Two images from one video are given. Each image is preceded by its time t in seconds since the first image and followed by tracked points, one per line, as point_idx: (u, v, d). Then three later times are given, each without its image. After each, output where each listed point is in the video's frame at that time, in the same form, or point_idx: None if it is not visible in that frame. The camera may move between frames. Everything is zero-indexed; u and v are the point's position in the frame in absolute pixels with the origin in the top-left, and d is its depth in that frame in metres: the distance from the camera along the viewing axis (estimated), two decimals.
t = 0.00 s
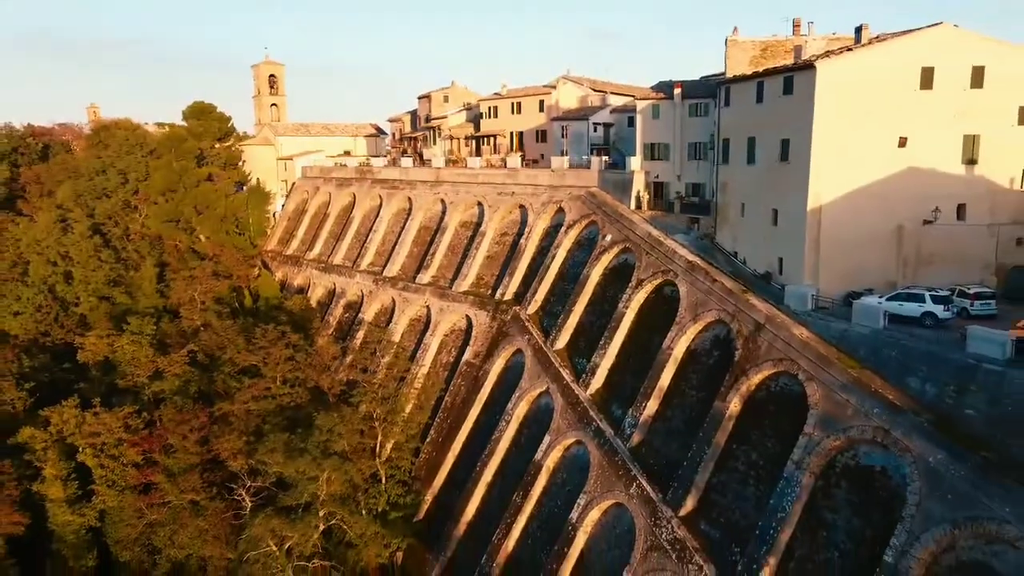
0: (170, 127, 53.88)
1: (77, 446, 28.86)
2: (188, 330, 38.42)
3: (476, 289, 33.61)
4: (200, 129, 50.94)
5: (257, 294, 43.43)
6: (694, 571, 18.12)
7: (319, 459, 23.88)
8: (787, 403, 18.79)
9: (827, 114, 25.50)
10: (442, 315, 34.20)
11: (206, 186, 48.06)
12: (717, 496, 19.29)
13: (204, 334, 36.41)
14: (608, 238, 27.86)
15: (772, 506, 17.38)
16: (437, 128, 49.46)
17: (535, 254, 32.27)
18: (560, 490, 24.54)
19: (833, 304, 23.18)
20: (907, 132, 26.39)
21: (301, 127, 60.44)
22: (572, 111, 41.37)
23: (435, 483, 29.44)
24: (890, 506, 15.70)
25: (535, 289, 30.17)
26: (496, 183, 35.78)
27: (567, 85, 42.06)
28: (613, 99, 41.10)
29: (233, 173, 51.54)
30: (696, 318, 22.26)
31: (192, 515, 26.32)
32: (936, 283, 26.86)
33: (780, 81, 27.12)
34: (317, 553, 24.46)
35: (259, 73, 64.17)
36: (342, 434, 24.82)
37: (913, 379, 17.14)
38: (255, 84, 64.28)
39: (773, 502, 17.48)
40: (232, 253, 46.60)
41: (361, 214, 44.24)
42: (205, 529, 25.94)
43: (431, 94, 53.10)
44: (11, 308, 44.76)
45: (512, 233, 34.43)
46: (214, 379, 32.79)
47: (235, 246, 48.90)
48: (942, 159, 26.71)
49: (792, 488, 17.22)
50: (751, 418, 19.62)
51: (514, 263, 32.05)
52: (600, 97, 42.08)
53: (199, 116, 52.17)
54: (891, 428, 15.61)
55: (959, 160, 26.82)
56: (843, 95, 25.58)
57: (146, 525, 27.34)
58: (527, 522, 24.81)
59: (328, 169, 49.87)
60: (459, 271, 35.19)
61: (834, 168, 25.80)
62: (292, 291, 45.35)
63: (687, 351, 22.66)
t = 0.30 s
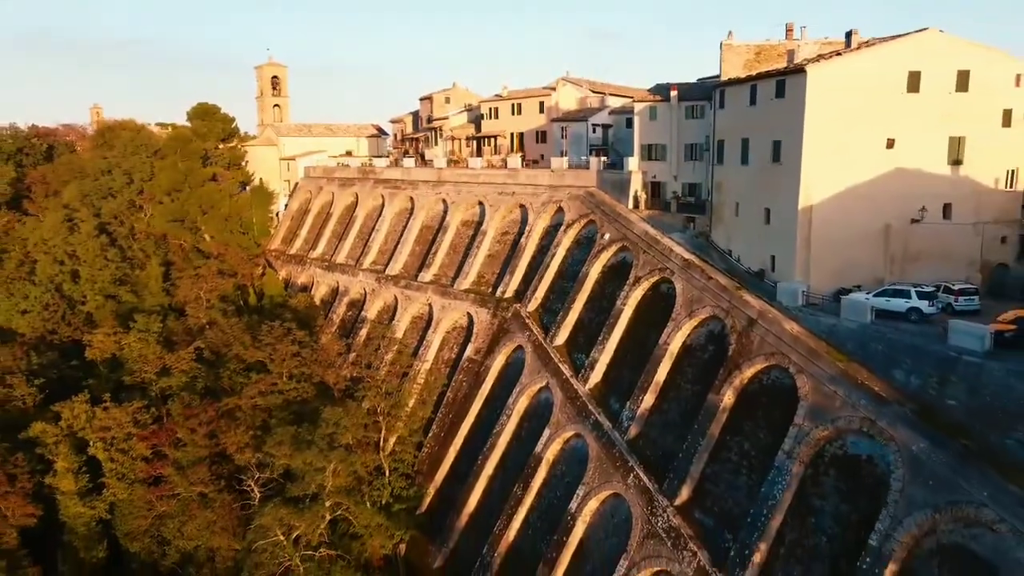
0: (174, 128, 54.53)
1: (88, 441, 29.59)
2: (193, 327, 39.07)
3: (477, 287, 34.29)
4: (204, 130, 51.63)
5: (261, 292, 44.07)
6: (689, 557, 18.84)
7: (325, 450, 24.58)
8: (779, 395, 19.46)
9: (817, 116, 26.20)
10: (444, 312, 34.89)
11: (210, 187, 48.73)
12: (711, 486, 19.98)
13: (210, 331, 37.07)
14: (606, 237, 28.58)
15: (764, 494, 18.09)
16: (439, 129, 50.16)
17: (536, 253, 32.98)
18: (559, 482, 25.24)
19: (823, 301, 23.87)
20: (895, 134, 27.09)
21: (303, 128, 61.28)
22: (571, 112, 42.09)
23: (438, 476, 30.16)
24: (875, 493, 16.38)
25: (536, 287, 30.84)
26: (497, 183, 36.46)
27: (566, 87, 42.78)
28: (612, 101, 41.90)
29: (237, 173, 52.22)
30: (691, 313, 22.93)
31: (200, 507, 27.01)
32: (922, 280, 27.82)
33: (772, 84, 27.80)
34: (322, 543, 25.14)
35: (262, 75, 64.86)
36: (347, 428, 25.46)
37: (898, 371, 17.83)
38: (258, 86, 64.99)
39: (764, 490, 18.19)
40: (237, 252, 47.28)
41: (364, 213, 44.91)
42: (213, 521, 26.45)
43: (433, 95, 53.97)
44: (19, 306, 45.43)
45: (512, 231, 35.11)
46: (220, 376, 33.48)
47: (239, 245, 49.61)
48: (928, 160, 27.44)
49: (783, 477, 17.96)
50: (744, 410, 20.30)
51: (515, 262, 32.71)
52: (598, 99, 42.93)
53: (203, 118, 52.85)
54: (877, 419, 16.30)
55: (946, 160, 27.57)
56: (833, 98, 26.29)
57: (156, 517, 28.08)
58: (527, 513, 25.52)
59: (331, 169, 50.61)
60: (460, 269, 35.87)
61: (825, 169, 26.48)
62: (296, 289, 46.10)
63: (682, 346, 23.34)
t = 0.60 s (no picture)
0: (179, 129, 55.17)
1: (97, 435, 30.24)
2: (199, 325, 39.69)
3: (478, 285, 34.94)
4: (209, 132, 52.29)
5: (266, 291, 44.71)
6: (683, 544, 19.37)
7: (332, 443, 25.28)
8: (771, 389, 20.15)
9: (809, 119, 26.86)
10: (446, 309, 35.53)
11: (215, 187, 49.36)
12: (706, 476, 20.65)
13: (216, 328, 37.73)
14: (604, 236, 29.25)
15: (755, 483, 18.76)
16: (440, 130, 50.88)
17: (536, 252, 33.64)
18: (559, 474, 25.92)
19: (814, 298, 24.58)
20: (884, 136, 27.80)
21: (306, 129, 62.03)
22: (570, 114, 42.82)
23: (441, 470, 30.83)
24: (862, 481, 17.06)
25: (536, 285, 31.50)
26: (498, 184, 37.13)
27: (565, 88, 43.48)
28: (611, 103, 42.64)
29: (240, 174, 52.88)
30: (687, 310, 23.60)
31: (208, 500, 27.71)
32: (909, 277, 28.65)
33: (765, 88, 28.51)
34: (328, 533, 25.96)
35: (265, 76, 65.55)
36: (353, 421, 26.03)
37: (885, 364, 18.51)
38: (261, 87, 65.68)
39: (756, 479, 18.85)
40: (241, 252, 48.00)
41: (367, 212, 45.57)
42: (221, 513, 27.10)
43: (435, 97, 54.72)
44: (26, 305, 46.00)
45: (513, 231, 35.79)
46: (226, 372, 34.14)
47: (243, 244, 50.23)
48: (916, 161, 28.18)
49: (774, 467, 18.61)
50: (737, 403, 20.99)
51: (516, 261, 33.37)
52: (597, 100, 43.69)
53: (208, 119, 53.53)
54: (863, 410, 16.95)
55: (933, 162, 28.35)
56: (824, 101, 26.98)
57: (165, 509, 28.81)
58: (527, 505, 26.19)
59: (334, 170, 51.33)
60: (462, 268, 36.52)
61: (816, 170, 27.17)
62: (300, 288, 46.84)
63: (678, 342, 24.04)
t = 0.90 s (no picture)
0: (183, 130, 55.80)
1: (107, 429, 30.87)
2: (205, 322, 40.40)
3: (479, 283, 35.59)
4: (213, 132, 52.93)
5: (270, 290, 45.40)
6: (678, 532, 19.98)
7: (338, 436, 25.99)
8: (763, 382, 20.84)
9: (800, 121, 27.54)
10: (448, 307, 36.18)
11: (219, 187, 50.00)
12: (701, 467, 21.36)
13: (221, 326, 38.40)
14: (603, 235, 29.93)
15: (748, 473, 19.44)
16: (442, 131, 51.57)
17: (536, 250, 34.33)
18: (559, 467, 26.60)
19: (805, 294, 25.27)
20: (873, 138, 28.44)
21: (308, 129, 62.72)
22: (570, 115, 43.51)
23: (443, 464, 31.51)
24: (849, 470, 17.75)
25: (536, 283, 32.20)
26: (498, 184, 37.80)
27: (565, 90, 44.17)
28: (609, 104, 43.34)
29: (244, 174, 53.54)
30: (683, 307, 24.27)
31: (216, 492, 28.39)
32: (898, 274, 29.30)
33: (758, 91, 29.20)
34: (333, 524, 26.73)
35: (267, 77, 66.21)
36: (357, 415, 26.73)
37: (872, 358, 19.20)
38: (263, 88, 66.37)
39: (748, 469, 19.53)
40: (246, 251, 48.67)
41: (370, 212, 46.22)
42: (228, 506, 27.88)
43: (436, 98, 55.42)
44: (33, 303, 46.64)
45: (513, 230, 36.47)
46: (232, 368, 34.80)
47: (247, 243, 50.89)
48: (904, 162, 28.85)
49: (765, 457, 19.29)
50: (730, 397, 21.67)
51: (516, 259, 34.04)
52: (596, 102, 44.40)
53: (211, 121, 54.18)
54: (851, 401, 17.62)
55: (921, 162, 29.02)
56: (815, 104, 27.66)
57: (173, 502, 29.51)
58: (527, 497, 26.88)
59: (337, 170, 52.05)
60: (463, 267, 37.17)
61: (808, 171, 27.84)
62: (303, 286, 47.55)
63: (674, 338, 24.72)
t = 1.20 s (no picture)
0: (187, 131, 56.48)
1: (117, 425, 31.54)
2: (210, 320, 41.10)
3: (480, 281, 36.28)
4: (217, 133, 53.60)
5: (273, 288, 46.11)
6: (674, 521, 20.68)
7: (343, 429, 26.66)
8: (756, 376, 21.52)
9: (792, 124, 28.23)
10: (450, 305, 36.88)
11: (223, 187, 50.66)
12: (695, 458, 22.04)
13: (227, 324, 39.09)
14: (602, 233, 30.59)
15: (740, 463, 20.13)
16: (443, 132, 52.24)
17: (536, 249, 35.02)
18: (558, 460, 27.28)
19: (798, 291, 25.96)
20: (863, 139, 29.17)
21: (311, 130, 63.37)
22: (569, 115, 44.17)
23: (444, 458, 32.21)
24: (837, 459, 18.43)
25: (537, 281, 32.90)
26: (499, 184, 38.48)
27: (564, 91, 44.87)
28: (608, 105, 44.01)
29: (248, 174, 54.22)
30: (679, 303, 24.92)
31: (223, 485, 29.10)
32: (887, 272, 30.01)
33: (752, 93, 29.87)
34: (338, 516, 27.41)
35: (270, 78, 66.87)
36: (361, 409, 27.45)
37: (859, 352, 19.89)
38: (266, 89, 67.06)
39: (741, 460, 20.21)
40: (249, 250, 49.32)
41: (372, 211, 46.90)
42: (236, 498, 28.58)
43: (437, 99, 56.09)
44: (41, 302, 47.37)
45: (513, 229, 37.15)
46: (238, 365, 35.48)
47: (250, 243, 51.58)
48: (893, 163, 29.60)
49: (757, 448, 19.97)
50: (724, 390, 22.34)
51: (516, 257, 34.73)
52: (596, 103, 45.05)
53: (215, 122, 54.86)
54: (840, 394, 18.28)
55: (909, 163, 29.81)
56: (807, 106, 28.35)
57: (181, 494, 30.21)
58: (527, 489, 27.58)
59: (339, 170, 52.73)
60: (464, 265, 37.84)
61: (800, 171, 28.54)
62: (307, 284, 48.25)
63: (670, 334, 25.38)
